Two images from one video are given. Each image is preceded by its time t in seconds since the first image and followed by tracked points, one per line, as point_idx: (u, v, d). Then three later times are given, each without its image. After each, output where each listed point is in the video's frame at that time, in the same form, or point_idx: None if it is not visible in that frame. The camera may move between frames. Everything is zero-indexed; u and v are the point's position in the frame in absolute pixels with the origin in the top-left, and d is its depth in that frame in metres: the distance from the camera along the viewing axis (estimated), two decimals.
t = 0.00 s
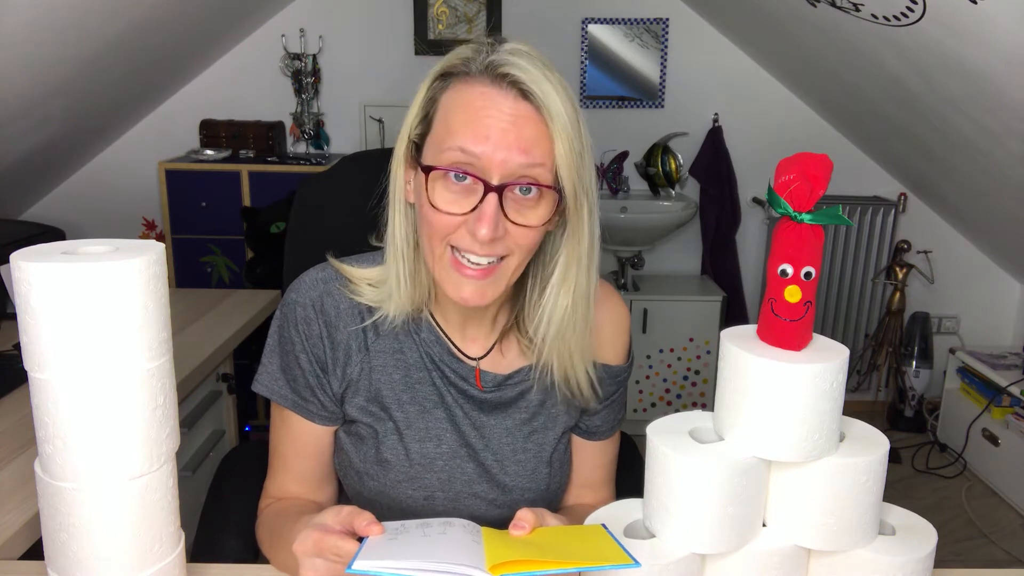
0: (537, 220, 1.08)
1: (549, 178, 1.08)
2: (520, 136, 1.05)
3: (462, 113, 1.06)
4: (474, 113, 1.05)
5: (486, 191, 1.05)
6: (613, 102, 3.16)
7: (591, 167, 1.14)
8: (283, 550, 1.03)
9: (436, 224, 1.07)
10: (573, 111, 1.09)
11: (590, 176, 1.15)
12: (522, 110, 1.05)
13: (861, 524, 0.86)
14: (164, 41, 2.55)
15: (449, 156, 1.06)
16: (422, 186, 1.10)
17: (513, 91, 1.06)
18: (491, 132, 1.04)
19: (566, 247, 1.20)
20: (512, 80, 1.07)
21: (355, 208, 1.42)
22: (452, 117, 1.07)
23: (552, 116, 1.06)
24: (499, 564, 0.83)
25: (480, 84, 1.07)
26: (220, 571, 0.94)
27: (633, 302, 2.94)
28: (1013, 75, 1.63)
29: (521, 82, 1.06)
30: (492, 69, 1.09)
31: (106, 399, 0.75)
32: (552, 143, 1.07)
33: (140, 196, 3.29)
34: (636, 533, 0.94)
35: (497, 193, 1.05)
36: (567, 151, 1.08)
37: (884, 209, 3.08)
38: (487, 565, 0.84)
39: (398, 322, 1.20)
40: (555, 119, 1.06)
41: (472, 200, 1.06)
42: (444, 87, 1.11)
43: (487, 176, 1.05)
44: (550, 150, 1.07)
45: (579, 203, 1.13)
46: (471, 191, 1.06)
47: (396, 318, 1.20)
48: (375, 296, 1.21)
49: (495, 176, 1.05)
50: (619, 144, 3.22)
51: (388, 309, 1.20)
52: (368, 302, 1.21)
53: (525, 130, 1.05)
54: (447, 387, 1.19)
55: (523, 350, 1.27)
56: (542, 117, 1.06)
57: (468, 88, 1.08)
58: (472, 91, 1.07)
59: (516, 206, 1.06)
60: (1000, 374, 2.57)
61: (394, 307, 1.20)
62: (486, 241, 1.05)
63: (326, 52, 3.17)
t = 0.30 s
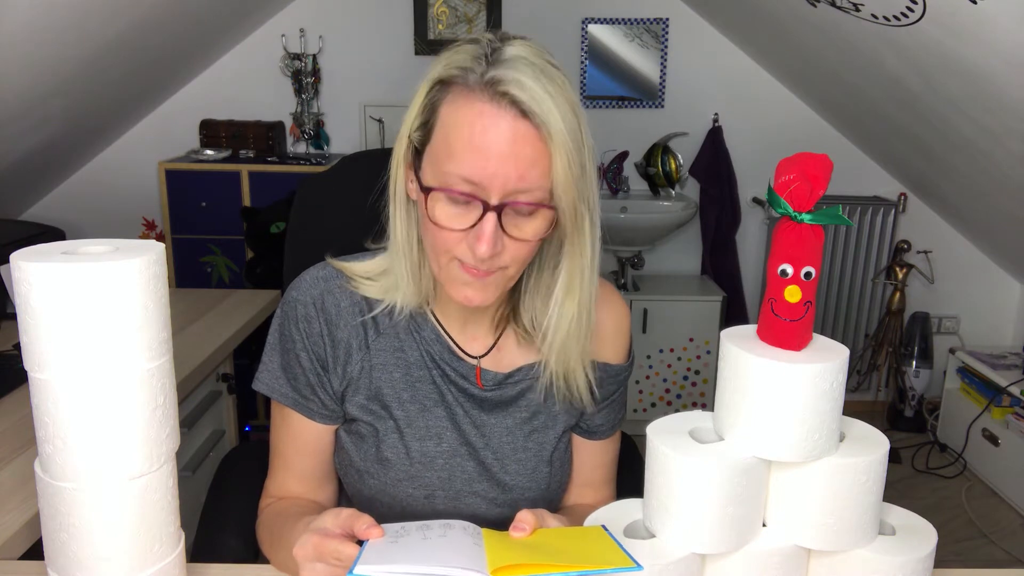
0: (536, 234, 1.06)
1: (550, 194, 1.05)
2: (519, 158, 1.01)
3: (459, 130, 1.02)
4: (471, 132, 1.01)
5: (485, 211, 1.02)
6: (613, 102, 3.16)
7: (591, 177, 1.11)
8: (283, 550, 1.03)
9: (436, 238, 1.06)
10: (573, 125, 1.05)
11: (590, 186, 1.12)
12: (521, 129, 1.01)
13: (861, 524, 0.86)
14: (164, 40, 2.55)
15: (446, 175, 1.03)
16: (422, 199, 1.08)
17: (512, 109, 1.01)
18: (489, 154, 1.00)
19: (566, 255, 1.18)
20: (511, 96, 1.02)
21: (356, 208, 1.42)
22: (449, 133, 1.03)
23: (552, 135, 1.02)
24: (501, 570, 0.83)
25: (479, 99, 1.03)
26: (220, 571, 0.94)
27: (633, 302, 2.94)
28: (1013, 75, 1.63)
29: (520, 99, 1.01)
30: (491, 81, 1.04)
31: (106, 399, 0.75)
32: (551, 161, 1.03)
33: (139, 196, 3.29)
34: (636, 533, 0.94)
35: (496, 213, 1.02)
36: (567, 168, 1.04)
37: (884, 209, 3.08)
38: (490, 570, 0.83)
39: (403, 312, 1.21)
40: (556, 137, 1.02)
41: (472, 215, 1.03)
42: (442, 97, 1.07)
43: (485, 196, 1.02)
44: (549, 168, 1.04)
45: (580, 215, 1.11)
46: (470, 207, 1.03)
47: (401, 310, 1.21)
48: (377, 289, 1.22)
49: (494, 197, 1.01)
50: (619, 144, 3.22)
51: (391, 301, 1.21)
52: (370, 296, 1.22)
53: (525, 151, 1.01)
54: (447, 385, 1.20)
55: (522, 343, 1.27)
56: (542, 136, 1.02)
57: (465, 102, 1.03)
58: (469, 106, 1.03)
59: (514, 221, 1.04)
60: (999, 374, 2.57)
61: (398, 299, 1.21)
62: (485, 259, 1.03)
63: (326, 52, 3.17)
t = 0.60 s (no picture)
0: (533, 240, 1.06)
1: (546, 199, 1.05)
2: (513, 167, 1.00)
3: (455, 139, 1.01)
4: (466, 142, 1.00)
5: (480, 220, 1.02)
6: (613, 102, 3.16)
7: (588, 183, 1.10)
8: (283, 550, 1.03)
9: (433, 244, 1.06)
10: (568, 132, 1.04)
11: (587, 190, 1.11)
12: (516, 138, 1.00)
13: (861, 524, 0.86)
14: (164, 40, 2.55)
15: (441, 183, 1.02)
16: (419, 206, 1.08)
17: (507, 118, 1.01)
18: (484, 164, 1.00)
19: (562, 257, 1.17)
20: (506, 105, 1.01)
21: (355, 207, 1.42)
22: (443, 141, 1.03)
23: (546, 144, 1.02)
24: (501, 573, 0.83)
25: (474, 107, 1.02)
26: (220, 571, 0.94)
27: (633, 302, 2.94)
28: (1014, 76, 1.63)
29: (515, 108, 1.01)
30: (487, 89, 1.03)
31: (106, 399, 0.75)
32: (546, 169, 1.03)
33: (139, 196, 3.29)
34: (636, 533, 0.94)
35: (491, 222, 1.02)
36: (562, 174, 1.04)
37: (884, 209, 3.08)
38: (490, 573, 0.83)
39: (403, 310, 1.21)
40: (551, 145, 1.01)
41: (467, 222, 1.03)
42: (439, 104, 1.07)
43: (480, 205, 1.02)
44: (542, 178, 1.03)
45: (576, 216, 1.10)
46: (465, 215, 1.03)
47: (401, 308, 1.21)
48: (378, 286, 1.22)
49: (489, 206, 1.01)
50: (619, 144, 3.22)
51: (392, 297, 1.21)
52: (370, 293, 1.22)
53: (520, 159, 1.00)
54: (447, 383, 1.20)
55: (522, 338, 1.27)
56: (537, 145, 1.02)
57: (460, 110, 1.03)
58: (465, 115, 1.02)
59: (509, 228, 1.04)
60: (1000, 374, 2.57)
61: (399, 296, 1.21)
62: (480, 266, 1.03)
63: (326, 52, 3.17)
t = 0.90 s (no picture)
0: (532, 239, 1.06)
1: (543, 198, 1.04)
2: (511, 166, 1.00)
3: (453, 138, 1.01)
4: (464, 141, 1.00)
5: (479, 219, 1.01)
6: (613, 102, 3.16)
7: (586, 181, 1.11)
8: (283, 550, 1.03)
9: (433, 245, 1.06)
10: (566, 130, 1.04)
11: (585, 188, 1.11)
12: (514, 136, 1.00)
13: (861, 524, 0.86)
14: (164, 40, 2.55)
15: (440, 183, 1.02)
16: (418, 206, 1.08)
17: (505, 116, 1.01)
18: (482, 162, 1.00)
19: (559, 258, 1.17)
20: (503, 104, 1.01)
21: (356, 207, 1.42)
22: (441, 140, 1.03)
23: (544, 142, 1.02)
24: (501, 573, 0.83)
25: (471, 106, 1.02)
26: (220, 571, 0.94)
27: (633, 302, 2.94)
28: (1014, 76, 1.63)
29: (513, 106, 1.01)
30: (484, 87, 1.03)
31: (107, 399, 0.75)
32: (544, 167, 1.03)
33: (139, 196, 3.29)
34: (636, 533, 0.94)
35: (490, 221, 1.02)
36: (561, 172, 1.04)
37: (884, 209, 3.08)
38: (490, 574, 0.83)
39: (402, 313, 1.21)
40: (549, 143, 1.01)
41: (466, 222, 1.03)
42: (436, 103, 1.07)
43: (478, 203, 1.01)
44: (541, 175, 1.03)
45: (573, 217, 1.10)
46: (464, 214, 1.03)
47: (401, 310, 1.21)
48: (378, 288, 1.22)
49: (487, 205, 1.01)
50: (620, 144, 3.22)
51: (391, 299, 1.21)
52: (370, 294, 1.22)
53: (518, 158, 1.00)
54: (448, 382, 1.20)
55: (522, 339, 1.27)
56: (535, 143, 1.02)
57: (458, 108, 1.03)
58: (463, 113, 1.02)
59: (508, 227, 1.03)
60: (999, 374, 2.57)
61: (399, 298, 1.21)
62: (480, 265, 1.03)
63: (326, 52, 3.17)
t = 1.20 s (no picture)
0: (541, 207, 1.09)
1: (552, 163, 1.09)
2: (523, 121, 1.06)
3: (465, 100, 1.07)
4: (476, 100, 1.06)
5: (491, 179, 1.05)
6: (613, 102, 3.16)
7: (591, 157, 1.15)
8: (284, 548, 1.03)
9: (442, 215, 1.07)
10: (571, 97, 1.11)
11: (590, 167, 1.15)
12: (524, 94, 1.06)
13: (861, 524, 0.86)
14: (164, 40, 2.55)
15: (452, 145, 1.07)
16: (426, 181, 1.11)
17: (515, 77, 1.07)
18: (495, 118, 1.05)
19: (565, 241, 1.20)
20: (512, 66, 1.08)
21: (355, 207, 1.42)
22: (453, 105, 1.08)
23: (553, 102, 1.07)
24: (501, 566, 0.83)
25: (481, 72, 1.09)
26: (220, 570, 0.94)
27: (633, 302, 2.94)
28: (1014, 75, 1.63)
29: (521, 67, 1.08)
30: (493, 56, 1.10)
31: (106, 399, 0.75)
32: (553, 129, 1.09)
33: (139, 196, 3.29)
34: (635, 532, 0.94)
35: (502, 180, 1.06)
36: (569, 134, 1.09)
37: (884, 209, 3.08)
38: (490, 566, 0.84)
39: (400, 324, 1.20)
40: (556, 104, 1.07)
41: (477, 186, 1.07)
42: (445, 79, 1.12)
43: (490, 164, 1.06)
44: (550, 135, 1.09)
45: (580, 192, 1.14)
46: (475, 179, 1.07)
47: (397, 321, 1.20)
48: (376, 296, 1.21)
49: (498, 164, 1.06)
50: (619, 144, 3.22)
51: (388, 309, 1.20)
52: (369, 302, 1.21)
53: (528, 115, 1.06)
54: (447, 385, 1.19)
55: (521, 345, 1.27)
56: (544, 104, 1.08)
57: (469, 74, 1.09)
58: (474, 78, 1.08)
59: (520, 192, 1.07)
60: (999, 375, 2.57)
61: (394, 310, 1.20)
62: (493, 227, 1.05)
63: (327, 52, 3.17)
